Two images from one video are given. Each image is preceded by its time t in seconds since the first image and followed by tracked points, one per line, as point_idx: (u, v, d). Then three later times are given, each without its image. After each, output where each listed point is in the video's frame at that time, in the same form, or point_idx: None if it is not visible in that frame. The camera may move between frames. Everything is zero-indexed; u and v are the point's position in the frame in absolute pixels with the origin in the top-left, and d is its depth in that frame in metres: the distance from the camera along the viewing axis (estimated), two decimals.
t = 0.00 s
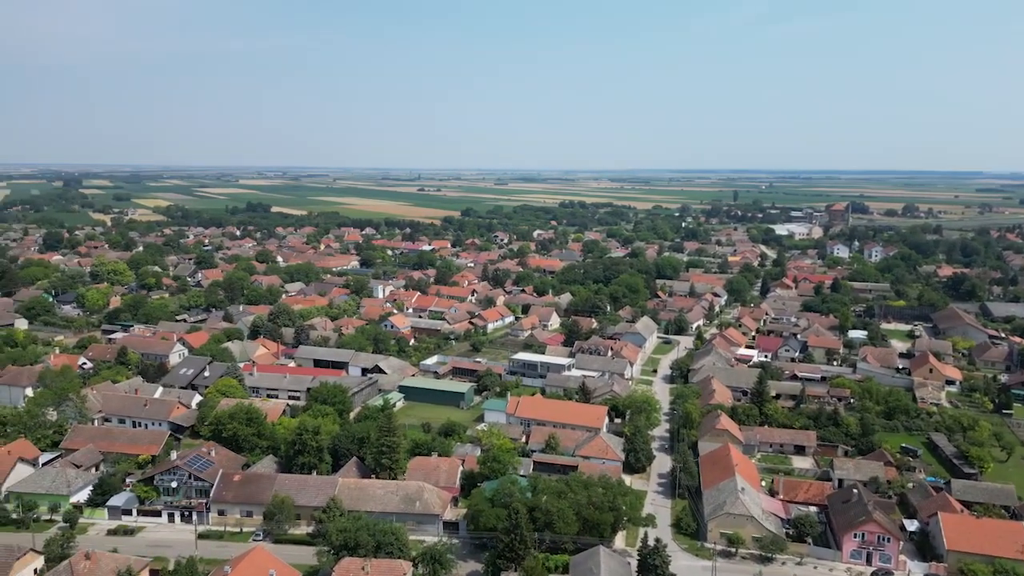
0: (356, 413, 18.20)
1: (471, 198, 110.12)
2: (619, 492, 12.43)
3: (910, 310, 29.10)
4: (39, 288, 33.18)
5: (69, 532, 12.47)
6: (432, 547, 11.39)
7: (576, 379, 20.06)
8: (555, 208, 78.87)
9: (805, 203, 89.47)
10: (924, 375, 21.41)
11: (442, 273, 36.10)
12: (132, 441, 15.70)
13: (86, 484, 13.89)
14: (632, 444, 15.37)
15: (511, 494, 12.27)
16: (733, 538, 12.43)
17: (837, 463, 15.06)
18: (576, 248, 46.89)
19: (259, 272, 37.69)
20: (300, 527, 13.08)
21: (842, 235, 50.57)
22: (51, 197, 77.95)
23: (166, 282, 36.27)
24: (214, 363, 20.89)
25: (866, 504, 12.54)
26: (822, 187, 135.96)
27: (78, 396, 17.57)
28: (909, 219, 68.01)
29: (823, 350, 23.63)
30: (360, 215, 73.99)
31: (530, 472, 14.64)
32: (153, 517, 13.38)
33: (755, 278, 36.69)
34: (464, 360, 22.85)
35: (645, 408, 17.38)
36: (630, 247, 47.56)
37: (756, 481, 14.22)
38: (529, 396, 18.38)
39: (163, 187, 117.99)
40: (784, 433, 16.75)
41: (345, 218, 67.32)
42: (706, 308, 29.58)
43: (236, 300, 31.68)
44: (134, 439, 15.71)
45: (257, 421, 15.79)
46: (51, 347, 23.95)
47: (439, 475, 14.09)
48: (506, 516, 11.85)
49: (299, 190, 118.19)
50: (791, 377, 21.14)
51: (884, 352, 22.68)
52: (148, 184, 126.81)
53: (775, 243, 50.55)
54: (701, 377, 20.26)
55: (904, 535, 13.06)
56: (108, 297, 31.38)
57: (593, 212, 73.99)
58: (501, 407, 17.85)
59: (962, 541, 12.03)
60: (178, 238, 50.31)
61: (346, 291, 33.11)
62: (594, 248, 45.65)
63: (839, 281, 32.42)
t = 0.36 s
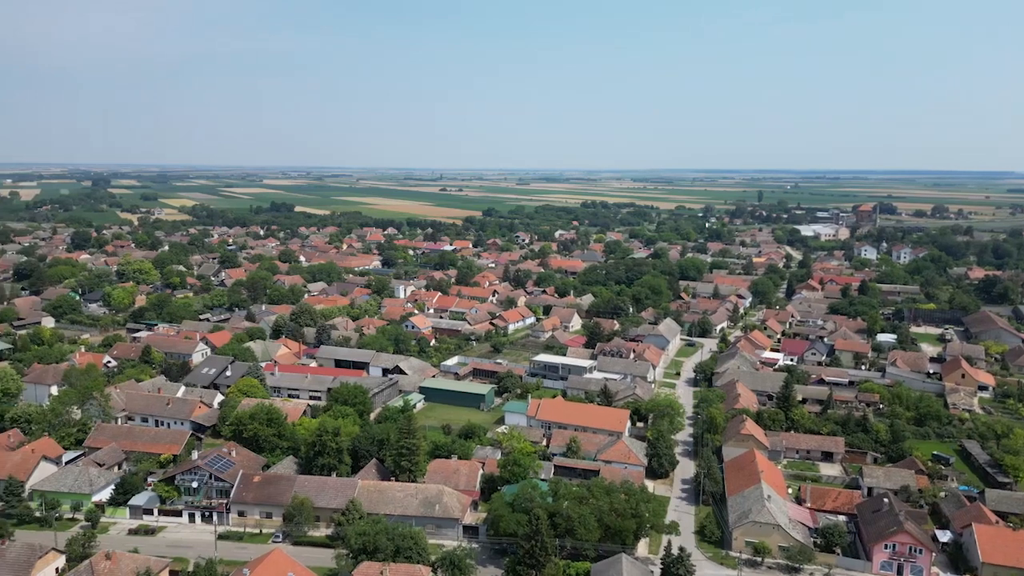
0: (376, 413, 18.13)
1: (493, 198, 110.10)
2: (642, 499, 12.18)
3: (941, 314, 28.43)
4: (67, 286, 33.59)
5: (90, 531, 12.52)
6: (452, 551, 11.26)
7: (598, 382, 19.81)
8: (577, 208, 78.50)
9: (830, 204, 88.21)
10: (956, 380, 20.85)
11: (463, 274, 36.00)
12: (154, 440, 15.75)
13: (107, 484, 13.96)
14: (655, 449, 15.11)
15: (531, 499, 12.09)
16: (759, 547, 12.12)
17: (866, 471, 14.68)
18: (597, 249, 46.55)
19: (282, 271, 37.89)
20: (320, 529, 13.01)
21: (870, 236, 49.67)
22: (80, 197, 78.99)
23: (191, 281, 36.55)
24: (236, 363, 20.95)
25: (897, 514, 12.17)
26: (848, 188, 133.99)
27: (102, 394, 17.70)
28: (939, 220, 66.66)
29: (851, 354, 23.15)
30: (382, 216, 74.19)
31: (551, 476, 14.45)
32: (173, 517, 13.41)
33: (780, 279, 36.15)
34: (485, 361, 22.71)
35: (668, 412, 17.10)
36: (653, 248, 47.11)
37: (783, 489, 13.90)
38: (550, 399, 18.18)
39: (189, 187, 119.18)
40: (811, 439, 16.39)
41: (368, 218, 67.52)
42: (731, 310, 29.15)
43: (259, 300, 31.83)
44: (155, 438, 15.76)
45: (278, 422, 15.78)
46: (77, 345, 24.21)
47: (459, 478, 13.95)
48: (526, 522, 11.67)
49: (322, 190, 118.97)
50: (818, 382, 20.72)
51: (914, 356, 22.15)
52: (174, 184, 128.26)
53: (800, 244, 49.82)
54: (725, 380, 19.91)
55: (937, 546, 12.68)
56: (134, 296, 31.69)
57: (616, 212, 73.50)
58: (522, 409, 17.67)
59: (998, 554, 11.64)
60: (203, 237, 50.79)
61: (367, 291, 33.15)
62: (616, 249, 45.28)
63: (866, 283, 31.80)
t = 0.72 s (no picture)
0: (396, 414, 18.04)
1: (514, 197, 109.98)
2: (665, 506, 11.94)
3: (972, 317, 27.75)
4: (92, 284, 33.96)
5: (111, 531, 12.57)
6: (471, 556, 11.10)
7: (619, 385, 19.56)
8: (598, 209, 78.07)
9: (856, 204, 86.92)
10: (987, 386, 20.32)
11: (483, 274, 35.88)
12: (175, 439, 15.80)
13: (128, 483, 14.03)
14: (678, 454, 14.84)
15: (552, 504, 11.90)
16: (785, 556, 11.82)
17: (896, 480, 14.30)
18: (619, 249, 46.20)
19: (303, 271, 38.05)
20: (338, 532, 12.93)
21: (897, 237, 48.79)
22: (108, 197, 80.04)
23: (214, 280, 36.81)
24: (257, 362, 20.99)
25: (928, 525, 11.81)
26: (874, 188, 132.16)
27: (124, 392, 17.82)
28: (969, 221, 65.33)
29: (879, 358, 22.65)
30: (403, 215, 74.35)
31: (571, 480, 14.26)
32: (193, 517, 13.41)
33: (805, 281, 35.59)
34: (505, 362, 22.54)
35: (691, 416, 16.79)
36: (675, 248, 46.65)
37: (809, 496, 13.59)
38: (571, 402, 17.98)
39: (214, 187, 120.42)
40: (839, 446, 16.02)
41: (389, 218, 67.69)
42: (754, 312, 28.71)
43: (281, 299, 31.94)
44: (176, 437, 15.81)
45: (298, 423, 15.75)
46: (101, 343, 24.43)
47: (479, 481, 13.80)
48: (546, 528, 11.48)
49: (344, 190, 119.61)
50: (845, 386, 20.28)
51: (944, 361, 21.61)
52: (199, 184, 129.63)
53: (825, 245, 49.06)
54: (749, 384, 19.56)
55: (970, 558, 12.28)
56: (158, 295, 31.97)
57: (637, 213, 72.97)
58: (542, 412, 17.48)
59: None
60: (227, 237, 51.22)
61: (388, 291, 33.16)
62: (638, 250, 44.91)
63: (894, 286, 31.17)
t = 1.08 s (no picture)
0: (416, 416, 17.94)
1: (535, 197, 109.77)
2: (689, 513, 11.69)
3: (1005, 321, 27.04)
4: (119, 283, 34.35)
5: (132, 531, 12.59)
6: (491, 562, 10.95)
7: (642, 388, 19.28)
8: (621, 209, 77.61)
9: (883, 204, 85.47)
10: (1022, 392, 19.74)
11: (504, 275, 35.72)
12: (196, 439, 15.82)
13: (150, 483, 14.07)
14: (702, 459, 14.55)
15: (573, 510, 11.70)
16: (813, 567, 11.50)
17: (927, 488, 13.90)
18: (641, 250, 45.80)
19: (325, 271, 38.18)
20: (357, 535, 12.83)
21: (926, 238, 47.81)
22: (135, 197, 81.09)
23: (237, 279, 37.06)
24: (278, 362, 21.02)
25: (963, 536, 11.44)
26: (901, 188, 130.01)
27: (148, 391, 17.91)
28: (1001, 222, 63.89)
29: (908, 362, 22.13)
30: (425, 216, 74.46)
31: (593, 485, 14.04)
32: (214, 517, 13.40)
33: (832, 283, 34.95)
34: (526, 364, 22.35)
35: (716, 420, 16.47)
36: (698, 249, 46.14)
37: (838, 505, 13.25)
38: (592, 405, 17.74)
39: (238, 187, 121.66)
40: (868, 452, 15.64)
41: (411, 218, 67.84)
42: (780, 315, 28.23)
43: (303, 298, 32.05)
44: (198, 437, 15.83)
45: (318, 424, 15.70)
46: (126, 341, 24.65)
47: (499, 485, 13.64)
48: (567, 535, 11.28)
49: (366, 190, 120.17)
50: (874, 392, 19.84)
51: (976, 366, 21.04)
52: (225, 184, 131.07)
53: (852, 246, 48.23)
54: (775, 389, 19.18)
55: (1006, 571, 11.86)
56: (182, 294, 32.24)
57: (660, 213, 72.48)
58: (564, 415, 17.27)
59: None
60: (251, 236, 51.60)
61: (409, 291, 33.14)
62: (660, 250, 44.48)
63: (924, 288, 30.49)
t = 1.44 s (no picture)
0: (435, 418, 17.82)
1: (556, 197, 109.50)
2: (713, 521, 11.44)
3: None
4: (143, 282, 34.69)
5: (151, 531, 12.60)
6: (510, 568, 10.78)
7: (664, 392, 19.00)
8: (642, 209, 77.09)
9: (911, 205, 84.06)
10: None
11: (525, 275, 35.53)
12: (217, 438, 15.84)
13: (171, 482, 14.10)
14: (726, 465, 14.27)
15: (594, 516, 11.49)
16: None
17: (959, 498, 13.49)
18: (664, 251, 45.39)
19: (347, 271, 38.27)
20: (376, 538, 12.73)
21: (956, 240, 46.85)
22: (161, 197, 82.02)
23: (259, 279, 37.26)
24: (299, 362, 21.03)
25: (997, 549, 11.05)
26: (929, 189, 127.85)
27: (169, 390, 17.98)
28: None
29: (938, 367, 21.61)
30: (446, 216, 74.51)
31: (614, 491, 13.82)
32: (233, 518, 13.38)
33: (858, 285, 34.34)
34: (547, 366, 22.16)
35: (740, 425, 16.14)
36: (721, 250, 45.63)
37: (866, 514, 12.91)
38: (614, 408, 17.52)
39: (262, 187, 122.80)
40: (898, 460, 15.25)
41: (432, 218, 67.95)
42: (805, 317, 27.75)
43: (324, 298, 32.12)
44: (218, 437, 15.84)
45: (337, 425, 15.65)
46: (149, 340, 24.84)
47: (518, 489, 13.48)
48: (588, 541, 11.07)
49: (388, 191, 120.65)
50: (903, 397, 19.37)
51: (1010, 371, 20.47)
52: (249, 183, 132.21)
53: (879, 247, 47.39)
54: (801, 393, 18.80)
55: None
56: (205, 293, 32.47)
57: (683, 213, 71.90)
58: (584, 418, 17.06)
59: None
60: (273, 236, 51.93)
61: (429, 291, 33.11)
62: (683, 251, 44.05)
63: (954, 291, 29.81)
